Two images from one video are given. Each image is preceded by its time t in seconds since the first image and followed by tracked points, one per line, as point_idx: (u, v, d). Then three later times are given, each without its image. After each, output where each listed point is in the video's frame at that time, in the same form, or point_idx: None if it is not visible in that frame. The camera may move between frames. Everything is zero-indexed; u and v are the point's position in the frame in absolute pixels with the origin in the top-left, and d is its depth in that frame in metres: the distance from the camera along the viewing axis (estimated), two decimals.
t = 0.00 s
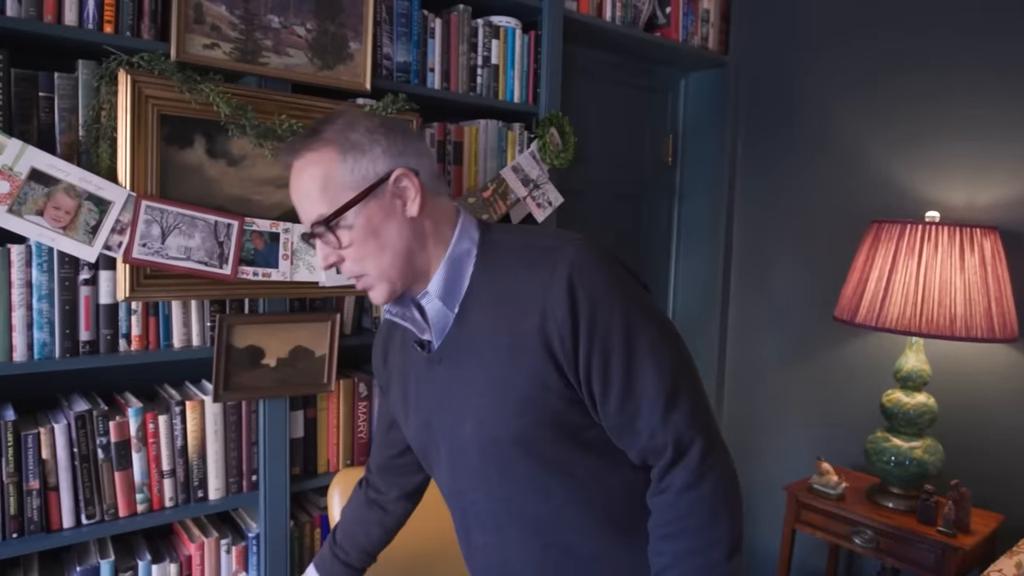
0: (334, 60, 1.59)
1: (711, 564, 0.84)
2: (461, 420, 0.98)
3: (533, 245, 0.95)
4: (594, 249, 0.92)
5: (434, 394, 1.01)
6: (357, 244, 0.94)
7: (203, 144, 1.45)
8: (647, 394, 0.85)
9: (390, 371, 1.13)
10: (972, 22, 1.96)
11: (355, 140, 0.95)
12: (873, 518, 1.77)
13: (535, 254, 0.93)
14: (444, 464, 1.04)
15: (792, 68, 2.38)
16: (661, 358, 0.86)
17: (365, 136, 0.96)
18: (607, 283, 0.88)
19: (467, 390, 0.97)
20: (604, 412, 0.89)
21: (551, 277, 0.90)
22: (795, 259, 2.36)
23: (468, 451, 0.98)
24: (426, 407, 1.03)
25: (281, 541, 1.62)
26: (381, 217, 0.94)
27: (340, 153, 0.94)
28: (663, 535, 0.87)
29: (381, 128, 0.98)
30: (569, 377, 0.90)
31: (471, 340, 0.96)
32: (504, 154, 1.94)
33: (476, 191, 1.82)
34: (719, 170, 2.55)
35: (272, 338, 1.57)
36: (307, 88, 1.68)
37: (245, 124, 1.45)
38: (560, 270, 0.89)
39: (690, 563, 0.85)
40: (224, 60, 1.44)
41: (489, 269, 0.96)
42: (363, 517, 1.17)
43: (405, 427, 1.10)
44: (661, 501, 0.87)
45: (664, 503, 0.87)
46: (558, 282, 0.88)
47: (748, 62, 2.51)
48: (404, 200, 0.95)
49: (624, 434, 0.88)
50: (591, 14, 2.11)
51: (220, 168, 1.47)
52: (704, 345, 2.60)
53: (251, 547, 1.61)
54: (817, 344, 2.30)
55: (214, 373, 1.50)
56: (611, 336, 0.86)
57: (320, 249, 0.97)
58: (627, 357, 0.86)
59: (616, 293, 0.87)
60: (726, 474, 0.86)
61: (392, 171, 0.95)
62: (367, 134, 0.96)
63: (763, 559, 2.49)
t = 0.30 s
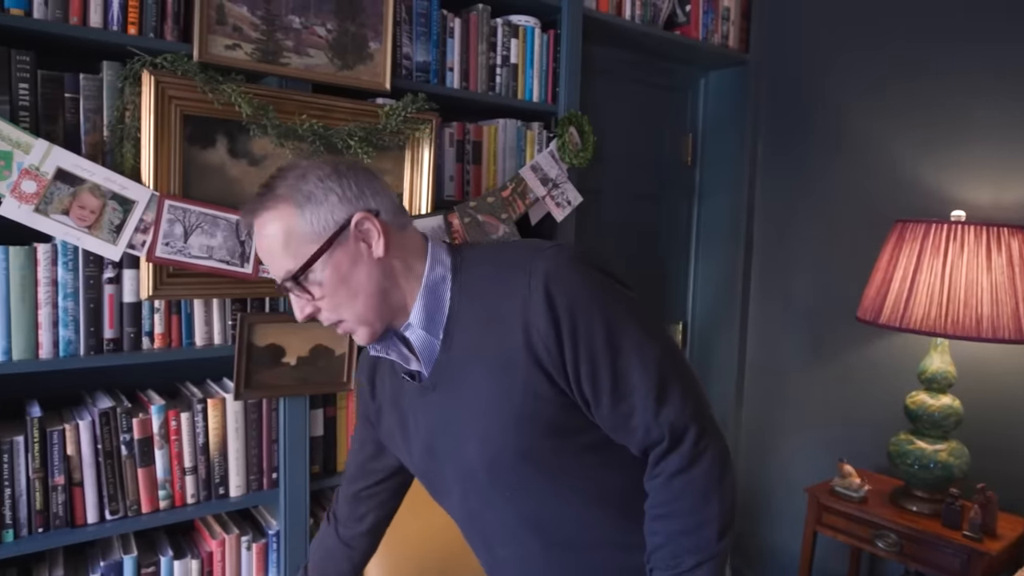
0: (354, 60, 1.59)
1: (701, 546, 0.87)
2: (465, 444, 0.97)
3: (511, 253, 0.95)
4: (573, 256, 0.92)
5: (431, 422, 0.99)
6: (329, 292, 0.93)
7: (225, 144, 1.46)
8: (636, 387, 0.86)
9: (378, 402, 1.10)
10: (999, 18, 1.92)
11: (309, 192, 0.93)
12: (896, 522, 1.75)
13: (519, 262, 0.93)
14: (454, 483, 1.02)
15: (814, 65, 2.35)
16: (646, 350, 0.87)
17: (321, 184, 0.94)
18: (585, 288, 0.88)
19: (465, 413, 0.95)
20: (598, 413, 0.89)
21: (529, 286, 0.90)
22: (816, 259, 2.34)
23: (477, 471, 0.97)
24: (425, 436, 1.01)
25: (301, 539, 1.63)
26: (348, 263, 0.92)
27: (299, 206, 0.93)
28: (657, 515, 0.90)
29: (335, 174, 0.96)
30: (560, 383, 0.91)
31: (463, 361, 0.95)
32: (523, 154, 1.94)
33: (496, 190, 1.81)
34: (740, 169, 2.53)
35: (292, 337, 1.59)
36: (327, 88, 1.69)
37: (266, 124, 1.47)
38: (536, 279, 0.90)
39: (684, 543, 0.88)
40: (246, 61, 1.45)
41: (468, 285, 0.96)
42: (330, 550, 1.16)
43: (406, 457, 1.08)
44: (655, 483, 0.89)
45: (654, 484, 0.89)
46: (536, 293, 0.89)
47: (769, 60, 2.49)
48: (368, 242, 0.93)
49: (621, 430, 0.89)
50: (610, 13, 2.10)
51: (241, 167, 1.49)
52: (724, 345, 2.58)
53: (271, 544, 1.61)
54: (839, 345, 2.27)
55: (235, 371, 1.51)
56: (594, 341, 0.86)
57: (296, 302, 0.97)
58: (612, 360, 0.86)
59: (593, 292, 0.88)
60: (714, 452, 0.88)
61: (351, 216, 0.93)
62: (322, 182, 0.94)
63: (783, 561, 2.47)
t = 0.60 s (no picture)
0: (373, 60, 1.60)
1: (728, 550, 0.87)
2: (490, 465, 0.96)
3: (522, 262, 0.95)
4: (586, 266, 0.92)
5: (454, 443, 0.98)
6: (341, 336, 0.92)
7: (245, 144, 1.47)
8: (658, 395, 0.86)
9: (395, 423, 1.09)
10: None
11: (312, 240, 0.90)
12: (918, 526, 1.72)
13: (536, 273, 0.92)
14: (480, 500, 1.01)
15: (835, 64, 2.33)
16: (665, 355, 0.86)
17: (324, 229, 0.91)
18: (601, 298, 0.88)
19: (488, 432, 0.94)
20: (620, 423, 0.89)
21: (544, 298, 0.90)
22: (837, 260, 2.31)
23: (504, 489, 0.97)
24: (449, 457, 0.99)
25: (319, 537, 1.63)
26: (357, 307, 0.90)
27: (303, 253, 0.90)
28: (681, 520, 0.90)
29: (336, 216, 0.92)
30: (581, 394, 0.90)
31: (483, 379, 0.93)
32: (542, 153, 1.94)
33: (514, 189, 1.81)
34: (759, 168, 2.51)
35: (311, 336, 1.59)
36: (346, 88, 1.69)
37: (286, 124, 1.47)
38: (551, 291, 0.89)
39: (710, 548, 0.87)
40: (266, 61, 1.46)
41: (481, 299, 0.94)
42: (345, 560, 1.17)
43: (429, 478, 1.06)
44: (680, 488, 0.89)
45: (681, 490, 0.89)
46: (552, 305, 0.89)
47: (789, 59, 2.47)
48: (376, 284, 0.91)
49: (645, 438, 0.89)
50: (629, 12, 2.09)
51: (262, 167, 1.49)
52: (743, 346, 2.56)
53: (290, 542, 1.62)
54: (860, 346, 2.25)
55: (255, 370, 1.52)
56: (613, 352, 0.86)
57: (312, 344, 0.95)
58: (633, 370, 0.86)
59: (608, 301, 0.88)
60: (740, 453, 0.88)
61: (357, 260, 0.90)
62: (324, 227, 0.91)
63: (803, 564, 2.45)
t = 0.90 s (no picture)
0: (390, 58, 1.60)
1: (799, 562, 0.84)
2: (558, 459, 0.91)
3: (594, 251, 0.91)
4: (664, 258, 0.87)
5: (514, 430, 0.93)
6: (410, 326, 0.84)
7: (264, 143, 1.47)
8: (740, 400, 0.82)
9: (447, 405, 1.04)
10: None
11: (382, 226, 0.80)
12: (942, 530, 1.69)
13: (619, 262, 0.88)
14: (530, 495, 0.98)
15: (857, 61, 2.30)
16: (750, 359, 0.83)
17: (394, 214, 0.81)
18: (690, 294, 0.84)
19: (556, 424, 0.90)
20: (695, 425, 0.85)
21: (631, 290, 0.84)
22: (858, 259, 2.28)
23: (567, 485, 0.92)
24: (506, 445, 0.95)
25: (337, 535, 1.63)
26: (429, 297, 0.82)
27: (372, 239, 0.80)
28: (750, 530, 0.88)
29: (408, 201, 0.82)
30: (658, 393, 0.86)
31: (554, 369, 0.89)
32: (559, 152, 1.93)
33: (531, 189, 1.80)
34: (779, 167, 2.48)
35: (329, 334, 1.59)
36: (364, 88, 1.69)
37: (304, 122, 1.48)
38: (639, 285, 0.84)
39: (778, 559, 0.85)
40: (285, 60, 1.46)
41: (554, 289, 0.89)
42: (391, 542, 1.13)
43: (477, 464, 1.02)
44: (749, 499, 0.87)
45: (750, 500, 0.87)
46: (638, 300, 0.83)
47: (809, 56, 2.44)
48: (450, 274, 0.83)
49: (718, 443, 0.86)
50: (647, 10, 2.08)
51: (280, 166, 1.50)
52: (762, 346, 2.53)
53: (307, 540, 1.62)
54: (882, 347, 2.21)
55: (273, 368, 1.53)
56: (698, 351, 0.82)
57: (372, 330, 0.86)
58: (716, 372, 0.82)
59: (693, 298, 0.83)
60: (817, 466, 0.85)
61: (430, 249, 0.81)
62: (395, 211, 0.81)
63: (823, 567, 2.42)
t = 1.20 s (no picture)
0: (403, 54, 1.59)
1: None
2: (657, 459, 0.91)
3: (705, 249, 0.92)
4: (780, 267, 0.88)
5: (608, 414, 0.94)
6: (524, 310, 0.84)
7: (276, 138, 1.47)
8: (858, 440, 0.83)
9: (535, 381, 1.04)
10: None
11: (510, 202, 0.81)
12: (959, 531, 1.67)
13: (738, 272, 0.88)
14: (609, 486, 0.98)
15: (873, 57, 2.27)
16: (876, 403, 0.84)
17: (520, 194, 0.82)
18: (824, 322, 0.84)
19: (658, 415, 0.90)
20: (804, 457, 0.86)
21: (765, 309, 0.85)
22: (875, 257, 2.25)
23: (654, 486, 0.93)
24: (593, 430, 0.96)
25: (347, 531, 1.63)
26: (548, 281, 0.84)
27: (499, 216, 0.81)
28: None
29: (535, 180, 0.83)
30: (775, 417, 0.87)
31: (664, 365, 0.89)
32: (571, 148, 1.92)
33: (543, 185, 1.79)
34: (794, 164, 2.46)
35: (341, 330, 1.59)
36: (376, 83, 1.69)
37: (317, 118, 1.48)
38: (776, 305, 0.84)
39: None
40: (297, 55, 1.46)
41: (682, 292, 0.89)
42: (473, 517, 1.09)
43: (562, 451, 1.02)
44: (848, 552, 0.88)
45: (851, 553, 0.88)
46: (775, 316, 0.84)
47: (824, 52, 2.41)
48: (571, 260, 0.84)
49: (824, 479, 0.87)
50: (661, 5, 2.06)
51: (292, 161, 1.50)
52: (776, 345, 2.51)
53: (318, 536, 1.62)
54: (899, 346, 2.19)
55: (284, 363, 1.53)
56: (827, 378, 0.83)
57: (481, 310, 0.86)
58: (839, 402, 0.83)
59: (830, 328, 0.84)
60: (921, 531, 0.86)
61: (556, 233, 0.83)
62: (522, 190, 0.82)
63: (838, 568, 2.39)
